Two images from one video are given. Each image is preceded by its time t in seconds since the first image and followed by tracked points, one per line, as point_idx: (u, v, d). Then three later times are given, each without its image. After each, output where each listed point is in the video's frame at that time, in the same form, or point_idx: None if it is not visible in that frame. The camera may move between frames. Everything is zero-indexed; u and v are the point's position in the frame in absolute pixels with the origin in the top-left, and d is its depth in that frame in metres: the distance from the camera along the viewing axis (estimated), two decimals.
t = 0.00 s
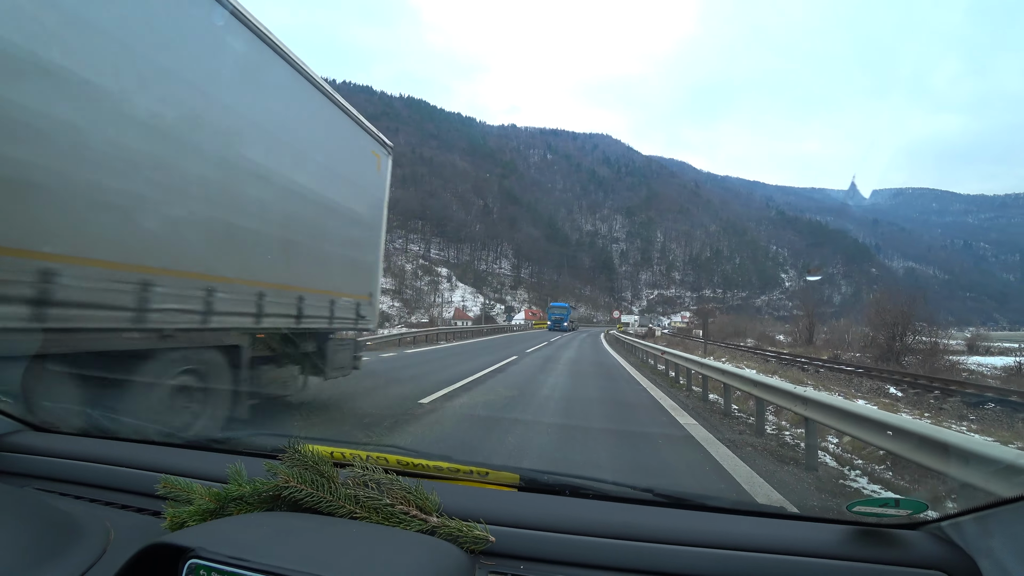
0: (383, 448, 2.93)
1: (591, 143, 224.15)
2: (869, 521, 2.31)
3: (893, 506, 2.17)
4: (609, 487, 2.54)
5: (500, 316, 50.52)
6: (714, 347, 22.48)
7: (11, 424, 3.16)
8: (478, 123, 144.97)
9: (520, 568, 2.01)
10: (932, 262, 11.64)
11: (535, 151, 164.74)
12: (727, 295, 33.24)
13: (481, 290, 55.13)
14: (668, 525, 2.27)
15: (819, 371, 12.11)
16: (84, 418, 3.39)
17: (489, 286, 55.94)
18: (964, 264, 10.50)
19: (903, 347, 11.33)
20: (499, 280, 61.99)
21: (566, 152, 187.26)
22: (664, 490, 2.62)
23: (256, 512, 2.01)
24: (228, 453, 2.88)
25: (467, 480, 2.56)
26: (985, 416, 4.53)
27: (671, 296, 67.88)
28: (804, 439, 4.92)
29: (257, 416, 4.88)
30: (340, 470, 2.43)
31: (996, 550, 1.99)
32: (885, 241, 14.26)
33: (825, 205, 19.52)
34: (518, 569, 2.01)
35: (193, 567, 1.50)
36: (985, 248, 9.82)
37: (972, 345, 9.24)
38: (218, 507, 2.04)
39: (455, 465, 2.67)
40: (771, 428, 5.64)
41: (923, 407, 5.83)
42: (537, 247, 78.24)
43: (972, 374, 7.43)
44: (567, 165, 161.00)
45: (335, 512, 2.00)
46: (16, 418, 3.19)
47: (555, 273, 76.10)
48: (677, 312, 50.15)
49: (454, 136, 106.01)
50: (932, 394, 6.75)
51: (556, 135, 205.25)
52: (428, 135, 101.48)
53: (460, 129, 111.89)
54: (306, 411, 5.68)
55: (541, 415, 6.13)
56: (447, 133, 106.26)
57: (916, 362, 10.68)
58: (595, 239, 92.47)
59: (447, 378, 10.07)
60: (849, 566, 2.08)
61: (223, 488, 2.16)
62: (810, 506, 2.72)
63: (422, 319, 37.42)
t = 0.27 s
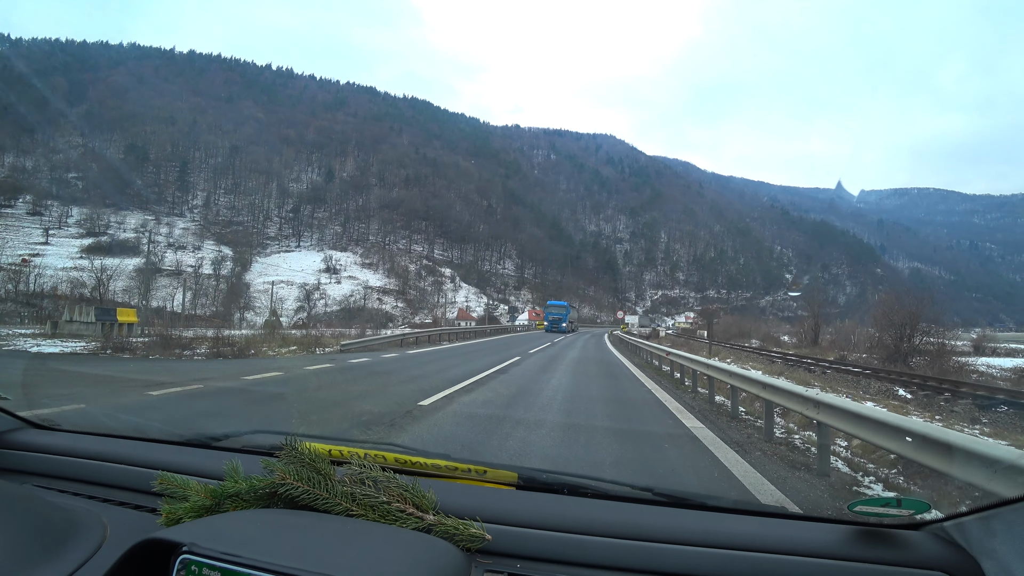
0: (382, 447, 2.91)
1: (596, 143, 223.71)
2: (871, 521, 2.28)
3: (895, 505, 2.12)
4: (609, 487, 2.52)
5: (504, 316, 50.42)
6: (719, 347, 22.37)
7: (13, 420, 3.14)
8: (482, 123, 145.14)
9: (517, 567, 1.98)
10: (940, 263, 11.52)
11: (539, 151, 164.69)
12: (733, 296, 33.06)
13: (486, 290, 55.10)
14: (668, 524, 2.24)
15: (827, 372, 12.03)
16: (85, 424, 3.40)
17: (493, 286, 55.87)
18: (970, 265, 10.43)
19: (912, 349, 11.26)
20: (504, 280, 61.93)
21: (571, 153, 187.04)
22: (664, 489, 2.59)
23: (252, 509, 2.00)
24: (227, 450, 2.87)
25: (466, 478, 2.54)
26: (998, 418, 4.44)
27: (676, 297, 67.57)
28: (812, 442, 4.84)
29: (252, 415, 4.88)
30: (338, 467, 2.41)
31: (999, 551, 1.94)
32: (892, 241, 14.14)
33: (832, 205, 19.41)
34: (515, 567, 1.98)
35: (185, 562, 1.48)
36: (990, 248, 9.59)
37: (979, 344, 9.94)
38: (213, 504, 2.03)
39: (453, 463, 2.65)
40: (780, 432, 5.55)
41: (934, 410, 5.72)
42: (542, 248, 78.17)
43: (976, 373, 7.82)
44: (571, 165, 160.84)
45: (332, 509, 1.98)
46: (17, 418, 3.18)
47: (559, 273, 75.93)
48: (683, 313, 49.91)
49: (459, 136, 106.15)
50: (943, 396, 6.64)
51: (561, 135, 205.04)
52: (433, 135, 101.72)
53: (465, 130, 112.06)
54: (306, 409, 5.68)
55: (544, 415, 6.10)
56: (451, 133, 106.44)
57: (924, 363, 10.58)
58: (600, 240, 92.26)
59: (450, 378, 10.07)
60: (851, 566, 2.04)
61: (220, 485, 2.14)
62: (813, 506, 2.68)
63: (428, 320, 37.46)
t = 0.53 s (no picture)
0: (383, 445, 2.90)
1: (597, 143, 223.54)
2: (872, 518, 2.27)
3: (897, 502, 2.10)
4: (610, 483, 2.51)
5: (506, 316, 50.41)
6: (721, 346, 22.31)
7: (14, 419, 3.13)
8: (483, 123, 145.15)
9: (517, 564, 1.98)
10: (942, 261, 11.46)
11: (541, 151, 164.63)
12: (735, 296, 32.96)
13: (488, 290, 55.09)
14: (668, 521, 2.23)
15: (830, 371, 11.99)
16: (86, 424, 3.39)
17: (495, 286, 55.83)
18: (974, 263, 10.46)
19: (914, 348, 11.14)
20: (505, 280, 61.92)
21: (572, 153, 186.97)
22: (665, 486, 2.58)
23: (252, 506, 1.99)
24: (228, 448, 2.87)
25: (466, 476, 2.53)
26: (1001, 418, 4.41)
27: (678, 296, 67.46)
28: (815, 443, 4.82)
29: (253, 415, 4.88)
30: (338, 465, 2.40)
31: (1001, 547, 1.92)
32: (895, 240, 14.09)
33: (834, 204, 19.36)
34: (515, 564, 1.98)
35: (185, 558, 1.48)
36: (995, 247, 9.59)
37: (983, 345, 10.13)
38: (214, 500, 2.02)
39: (454, 460, 2.64)
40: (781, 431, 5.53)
41: (937, 409, 5.69)
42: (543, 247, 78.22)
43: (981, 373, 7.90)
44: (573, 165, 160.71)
45: (331, 506, 1.98)
46: (17, 416, 3.18)
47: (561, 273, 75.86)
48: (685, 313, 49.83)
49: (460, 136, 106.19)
50: (947, 395, 6.59)
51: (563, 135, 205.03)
52: (435, 135, 101.78)
53: (466, 130, 112.09)
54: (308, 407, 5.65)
55: (546, 414, 6.09)
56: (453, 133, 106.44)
57: (927, 362, 10.55)
58: (601, 239, 92.18)
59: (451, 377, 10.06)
60: (852, 563, 2.03)
61: (220, 482, 2.14)
62: (815, 503, 2.67)
63: (429, 319, 37.46)
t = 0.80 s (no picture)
0: (397, 444, 2.98)
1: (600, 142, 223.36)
2: (874, 517, 2.33)
3: (898, 501, 2.16)
4: (619, 483, 2.57)
5: (508, 315, 50.56)
6: (724, 346, 22.41)
7: (35, 419, 3.21)
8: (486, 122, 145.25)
9: (533, 561, 2.05)
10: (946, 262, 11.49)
11: (543, 150, 164.74)
12: (739, 296, 33.01)
13: (490, 289, 55.17)
14: (675, 519, 2.29)
15: (833, 372, 12.03)
16: (105, 423, 3.48)
17: (497, 285, 55.93)
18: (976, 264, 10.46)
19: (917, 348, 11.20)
20: (508, 279, 62.14)
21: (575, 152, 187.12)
22: (672, 485, 2.65)
23: (276, 505, 2.06)
24: (246, 448, 2.95)
25: (479, 474, 2.61)
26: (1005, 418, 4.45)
27: (680, 296, 67.47)
28: (818, 443, 4.88)
29: (265, 414, 5.00)
30: (355, 465, 2.47)
31: (997, 545, 1.99)
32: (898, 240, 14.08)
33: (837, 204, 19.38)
34: (531, 561, 2.05)
35: (221, 557, 1.55)
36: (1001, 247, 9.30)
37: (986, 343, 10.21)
38: (239, 500, 2.09)
39: (467, 460, 2.71)
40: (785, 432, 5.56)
41: (940, 409, 5.73)
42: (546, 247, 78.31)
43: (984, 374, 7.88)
44: (575, 164, 160.80)
45: (353, 505, 2.05)
46: (39, 416, 3.26)
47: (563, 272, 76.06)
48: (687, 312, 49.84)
49: (463, 135, 106.24)
50: (949, 396, 6.63)
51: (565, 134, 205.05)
52: (437, 134, 101.83)
53: (468, 129, 112.11)
54: (322, 408, 5.72)
55: (550, 414, 6.15)
56: (455, 132, 106.48)
57: (929, 362, 10.59)
58: (603, 238, 92.17)
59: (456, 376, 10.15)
60: (856, 561, 2.10)
61: (243, 482, 2.20)
62: (819, 502, 2.73)
63: (431, 318, 37.53)
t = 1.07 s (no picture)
0: (401, 447, 2.99)
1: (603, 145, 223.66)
2: (877, 524, 2.33)
3: (901, 508, 2.16)
4: (622, 487, 2.57)
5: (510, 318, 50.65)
6: (726, 351, 22.43)
7: (40, 420, 3.23)
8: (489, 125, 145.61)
9: (535, 565, 2.05)
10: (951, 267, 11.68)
11: (546, 153, 164.98)
12: (741, 300, 33.03)
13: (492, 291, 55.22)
14: (678, 524, 2.29)
15: (836, 377, 11.99)
16: (111, 423, 3.50)
17: (500, 287, 56.04)
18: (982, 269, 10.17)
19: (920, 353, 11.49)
20: (510, 282, 62.20)
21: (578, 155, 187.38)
22: (675, 490, 2.65)
23: (280, 507, 2.07)
24: (250, 450, 2.96)
25: (482, 478, 2.61)
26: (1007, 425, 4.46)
27: (682, 299, 67.39)
28: (820, 448, 4.86)
29: (267, 414, 5.05)
30: (359, 467, 2.48)
31: (1001, 553, 1.98)
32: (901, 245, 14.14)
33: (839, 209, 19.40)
34: (534, 565, 2.05)
35: (226, 559, 1.56)
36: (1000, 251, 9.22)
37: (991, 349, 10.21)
38: (243, 502, 2.10)
39: (470, 463, 2.72)
40: (788, 437, 5.57)
41: (943, 415, 5.73)
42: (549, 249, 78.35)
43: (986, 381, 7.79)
44: (578, 167, 161.02)
45: (356, 508, 2.06)
46: (44, 416, 3.28)
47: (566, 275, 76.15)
48: (689, 316, 49.76)
49: (466, 137, 106.54)
50: (952, 402, 6.64)
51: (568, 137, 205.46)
52: (441, 136, 102.03)
53: (472, 131, 112.34)
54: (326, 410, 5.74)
55: (552, 417, 6.15)
56: (458, 134, 106.77)
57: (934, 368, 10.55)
58: (606, 241, 92.17)
59: (458, 379, 10.17)
60: (859, 567, 2.09)
61: (248, 484, 2.21)
62: (822, 508, 2.73)
63: (433, 320, 37.57)
